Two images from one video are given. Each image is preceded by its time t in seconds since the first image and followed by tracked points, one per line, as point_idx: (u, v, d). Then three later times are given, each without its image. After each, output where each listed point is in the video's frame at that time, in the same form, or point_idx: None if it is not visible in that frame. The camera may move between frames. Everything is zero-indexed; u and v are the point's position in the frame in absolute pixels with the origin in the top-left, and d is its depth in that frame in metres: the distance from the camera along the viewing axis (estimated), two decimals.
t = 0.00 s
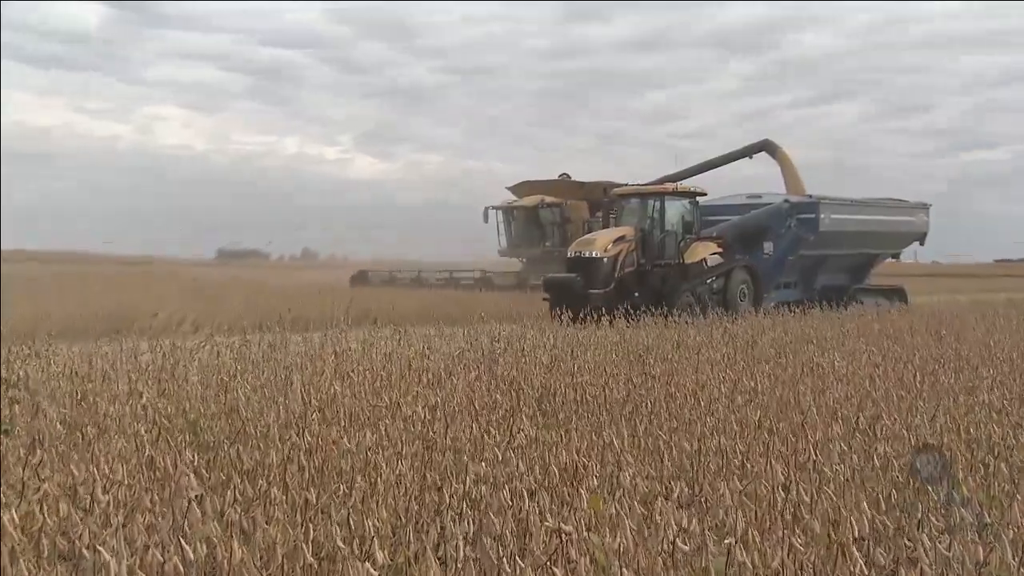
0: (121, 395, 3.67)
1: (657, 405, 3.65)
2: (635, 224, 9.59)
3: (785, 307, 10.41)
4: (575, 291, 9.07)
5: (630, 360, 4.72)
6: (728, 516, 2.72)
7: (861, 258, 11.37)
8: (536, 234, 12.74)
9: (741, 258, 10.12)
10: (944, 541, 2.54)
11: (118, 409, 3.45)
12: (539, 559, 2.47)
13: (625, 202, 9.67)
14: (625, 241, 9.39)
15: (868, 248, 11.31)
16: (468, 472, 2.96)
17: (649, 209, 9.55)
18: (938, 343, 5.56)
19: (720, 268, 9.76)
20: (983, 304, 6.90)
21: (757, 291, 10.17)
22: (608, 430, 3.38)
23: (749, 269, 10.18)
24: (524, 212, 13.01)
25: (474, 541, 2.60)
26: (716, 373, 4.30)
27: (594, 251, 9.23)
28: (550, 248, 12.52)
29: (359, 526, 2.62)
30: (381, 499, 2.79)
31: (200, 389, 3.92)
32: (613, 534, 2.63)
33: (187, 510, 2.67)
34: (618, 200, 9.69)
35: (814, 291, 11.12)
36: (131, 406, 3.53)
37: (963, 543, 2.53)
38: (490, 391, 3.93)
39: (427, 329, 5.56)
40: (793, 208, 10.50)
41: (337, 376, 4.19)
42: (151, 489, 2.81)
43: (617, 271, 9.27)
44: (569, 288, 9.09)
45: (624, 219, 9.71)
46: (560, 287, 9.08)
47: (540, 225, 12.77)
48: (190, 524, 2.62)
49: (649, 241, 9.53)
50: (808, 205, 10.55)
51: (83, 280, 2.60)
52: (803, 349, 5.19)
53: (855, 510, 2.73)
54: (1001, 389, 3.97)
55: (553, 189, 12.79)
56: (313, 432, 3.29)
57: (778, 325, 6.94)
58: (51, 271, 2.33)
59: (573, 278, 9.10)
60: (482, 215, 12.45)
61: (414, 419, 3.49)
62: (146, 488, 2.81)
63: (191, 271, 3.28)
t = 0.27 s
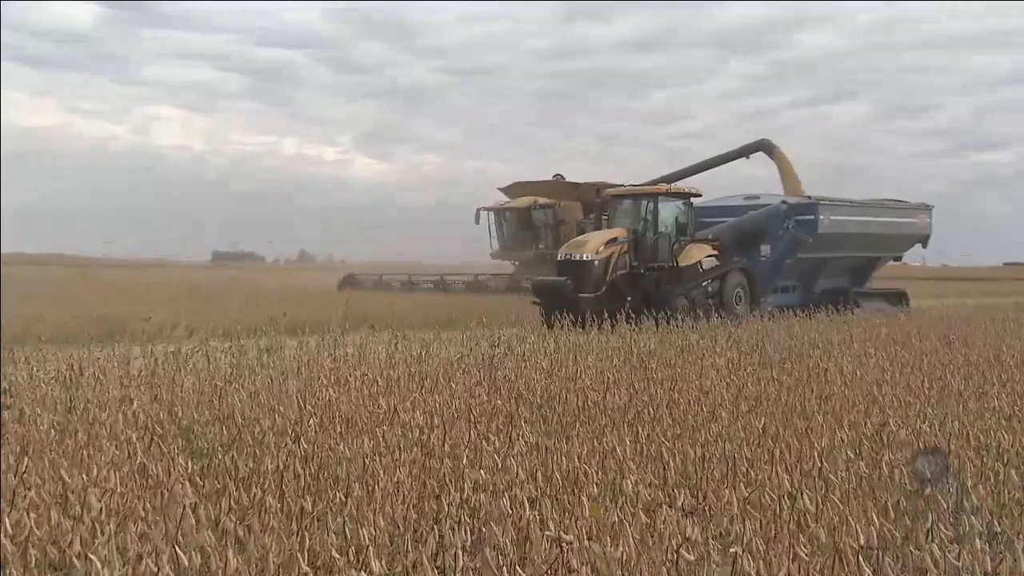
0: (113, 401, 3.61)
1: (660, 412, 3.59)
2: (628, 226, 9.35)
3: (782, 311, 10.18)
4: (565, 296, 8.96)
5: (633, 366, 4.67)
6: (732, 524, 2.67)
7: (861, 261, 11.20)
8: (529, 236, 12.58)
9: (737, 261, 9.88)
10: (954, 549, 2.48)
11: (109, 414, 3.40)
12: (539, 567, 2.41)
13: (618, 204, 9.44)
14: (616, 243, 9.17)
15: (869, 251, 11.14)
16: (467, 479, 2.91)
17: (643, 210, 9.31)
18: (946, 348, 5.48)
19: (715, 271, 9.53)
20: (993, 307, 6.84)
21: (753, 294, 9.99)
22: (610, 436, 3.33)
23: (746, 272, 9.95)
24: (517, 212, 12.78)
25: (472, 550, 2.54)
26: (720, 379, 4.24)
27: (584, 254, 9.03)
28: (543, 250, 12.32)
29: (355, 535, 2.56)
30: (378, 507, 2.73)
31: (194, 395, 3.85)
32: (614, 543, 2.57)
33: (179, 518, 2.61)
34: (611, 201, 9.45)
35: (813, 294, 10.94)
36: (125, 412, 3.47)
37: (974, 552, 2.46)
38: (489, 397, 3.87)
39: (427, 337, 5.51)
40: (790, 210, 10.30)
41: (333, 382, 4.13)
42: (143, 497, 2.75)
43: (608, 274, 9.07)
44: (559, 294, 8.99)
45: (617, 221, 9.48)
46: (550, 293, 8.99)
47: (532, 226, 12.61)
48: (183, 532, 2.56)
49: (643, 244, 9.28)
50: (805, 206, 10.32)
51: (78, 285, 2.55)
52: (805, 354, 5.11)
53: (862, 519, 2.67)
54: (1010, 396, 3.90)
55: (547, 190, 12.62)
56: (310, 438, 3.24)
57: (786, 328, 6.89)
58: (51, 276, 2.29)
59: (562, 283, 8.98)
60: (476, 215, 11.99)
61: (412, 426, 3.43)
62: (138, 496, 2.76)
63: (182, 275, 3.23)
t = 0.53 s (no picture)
0: (106, 406, 3.56)
1: (664, 418, 3.54)
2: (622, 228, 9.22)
3: (779, 316, 10.12)
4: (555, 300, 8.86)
5: (635, 370, 4.61)
6: (733, 531, 2.61)
7: (861, 264, 11.14)
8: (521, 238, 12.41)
9: (734, 262, 9.81)
10: (964, 558, 2.42)
11: (102, 420, 3.34)
12: None
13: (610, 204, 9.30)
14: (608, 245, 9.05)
15: (869, 253, 11.08)
16: (466, 486, 2.86)
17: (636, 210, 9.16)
18: (953, 353, 5.42)
19: (711, 274, 9.41)
20: (1003, 311, 6.78)
21: (750, 298, 9.93)
22: (614, 443, 3.28)
23: (743, 275, 9.88)
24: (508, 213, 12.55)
25: (473, 558, 2.48)
26: (724, 385, 4.18)
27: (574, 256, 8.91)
28: (535, 252, 12.27)
29: (353, 543, 2.50)
30: (378, 515, 2.67)
31: (190, 400, 3.80)
32: (616, 552, 2.51)
33: (172, 526, 2.55)
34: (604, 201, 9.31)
35: (812, 298, 10.86)
36: (119, 417, 3.42)
37: (986, 561, 2.40)
38: (490, 403, 3.81)
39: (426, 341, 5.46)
40: (788, 211, 10.23)
41: (330, 387, 4.08)
42: (136, 505, 2.70)
43: (599, 275, 8.95)
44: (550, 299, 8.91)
45: (610, 222, 9.34)
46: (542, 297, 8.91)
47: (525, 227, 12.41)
48: (174, 540, 2.50)
49: (636, 246, 9.14)
50: (805, 207, 10.22)
51: (73, 289, 2.51)
52: (809, 359, 5.04)
53: (870, 526, 2.61)
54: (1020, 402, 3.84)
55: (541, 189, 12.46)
56: (306, 445, 3.19)
57: (795, 335, 6.82)
58: (50, 280, 2.25)
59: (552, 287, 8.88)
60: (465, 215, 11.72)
61: (410, 432, 3.38)
62: (131, 504, 2.71)
63: (179, 277, 3.19)
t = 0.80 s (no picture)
0: (98, 412, 3.49)
1: (669, 424, 3.49)
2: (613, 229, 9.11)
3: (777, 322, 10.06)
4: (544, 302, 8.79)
5: (638, 376, 4.54)
6: (739, 539, 2.55)
7: (860, 268, 11.09)
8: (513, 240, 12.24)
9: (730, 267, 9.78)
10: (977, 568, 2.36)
11: (93, 427, 3.28)
12: None
13: (602, 206, 9.19)
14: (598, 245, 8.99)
15: (869, 256, 11.02)
16: (466, 494, 2.80)
17: (628, 211, 9.05)
18: (962, 358, 5.35)
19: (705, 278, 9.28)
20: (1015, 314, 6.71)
21: (746, 302, 9.79)
22: (617, 449, 3.22)
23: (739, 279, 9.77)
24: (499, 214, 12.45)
25: (472, 568, 2.42)
26: (730, 391, 4.13)
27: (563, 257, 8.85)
28: (527, 255, 12.12)
29: (350, 551, 2.44)
30: (376, 524, 2.62)
31: (184, 406, 3.75)
32: (619, 562, 2.44)
33: (166, 534, 2.49)
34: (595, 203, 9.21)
35: (810, 302, 10.79)
36: (111, 423, 3.35)
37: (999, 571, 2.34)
38: (490, 409, 3.76)
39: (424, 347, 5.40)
40: (784, 212, 10.19)
41: (328, 393, 4.02)
42: (128, 514, 2.64)
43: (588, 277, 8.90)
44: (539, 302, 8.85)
45: (600, 224, 9.22)
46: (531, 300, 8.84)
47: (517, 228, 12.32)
48: (167, 549, 2.44)
49: (627, 248, 9.00)
50: (802, 208, 10.16)
51: (70, 291, 2.46)
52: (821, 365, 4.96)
53: (878, 535, 2.55)
54: None
55: (536, 191, 12.36)
56: (302, 452, 3.13)
57: (805, 340, 6.75)
58: (50, 284, 2.20)
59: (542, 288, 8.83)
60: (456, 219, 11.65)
61: (407, 439, 3.33)
62: (124, 512, 2.65)
63: (177, 278, 3.14)
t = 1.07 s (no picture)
0: (90, 419, 3.44)
1: (671, 432, 3.44)
2: (605, 231, 9.05)
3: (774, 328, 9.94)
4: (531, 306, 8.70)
5: (640, 382, 4.49)
6: (744, 550, 2.49)
7: (860, 272, 10.99)
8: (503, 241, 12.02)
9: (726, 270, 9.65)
10: None
11: (85, 435, 3.23)
12: None
13: (596, 208, 9.14)
14: (588, 247, 8.92)
15: (869, 260, 10.95)
16: (465, 504, 2.75)
17: (622, 213, 9.00)
18: (971, 364, 5.28)
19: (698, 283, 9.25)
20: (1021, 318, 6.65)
21: (741, 306, 9.76)
22: (618, 458, 3.16)
23: (733, 283, 9.73)
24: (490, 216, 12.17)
25: None
26: (733, 398, 4.07)
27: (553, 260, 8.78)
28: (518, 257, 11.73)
29: (346, 562, 2.38)
30: (373, 535, 2.56)
31: (178, 414, 3.70)
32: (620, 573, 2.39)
33: (160, 544, 2.44)
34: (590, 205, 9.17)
35: (808, 307, 10.67)
36: (104, 431, 3.30)
37: None
38: (488, 416, 3.70)
39: (422, 354, 5.35)
40: (782, 215, 10.03)
41: (324, 400, 3.97)
42: (121, 523, 2.59)
43: (578, 280, 8.82)
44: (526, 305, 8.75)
45: (592, 226, 9.16)
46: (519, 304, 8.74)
47: (508, 230, 12.01)
48: (161, 558, 2.38)
49: (619, 251, 8.98)
50: (800, 211, 10.02)
51: (67, 296, 2.43)
52: (828, 371, 4.89)
53: (885, 544, 2.49)
54: None
55: (529, 194, 12.14)
56: (299, 462, 3.08)
57: (810, 345, 6.69)
58: (49, 289, 2.18)
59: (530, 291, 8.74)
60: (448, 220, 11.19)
61: (404, 448, 3.27)
62: (117, 521, 2.59)
63: (171, 283, 3.11)
